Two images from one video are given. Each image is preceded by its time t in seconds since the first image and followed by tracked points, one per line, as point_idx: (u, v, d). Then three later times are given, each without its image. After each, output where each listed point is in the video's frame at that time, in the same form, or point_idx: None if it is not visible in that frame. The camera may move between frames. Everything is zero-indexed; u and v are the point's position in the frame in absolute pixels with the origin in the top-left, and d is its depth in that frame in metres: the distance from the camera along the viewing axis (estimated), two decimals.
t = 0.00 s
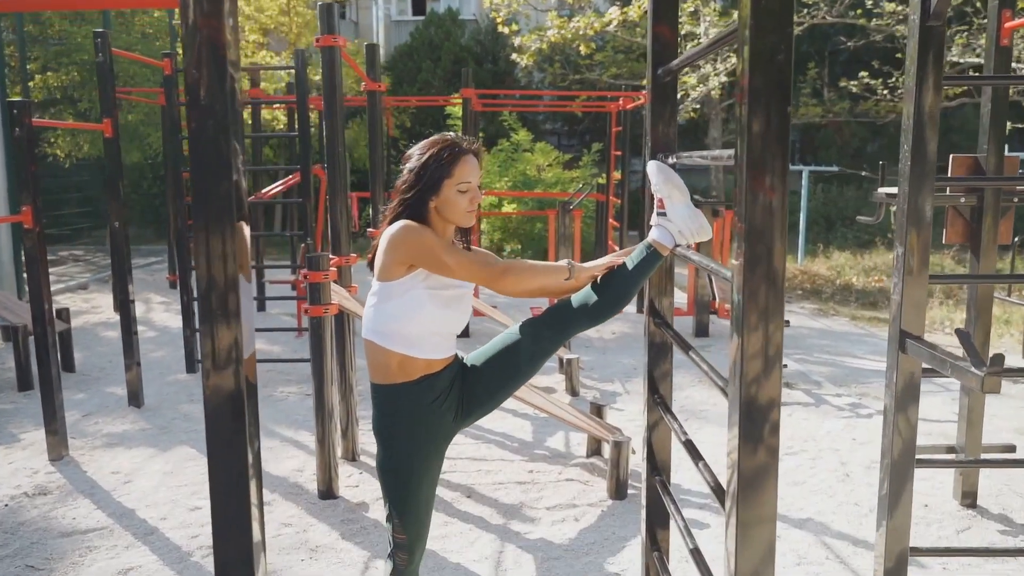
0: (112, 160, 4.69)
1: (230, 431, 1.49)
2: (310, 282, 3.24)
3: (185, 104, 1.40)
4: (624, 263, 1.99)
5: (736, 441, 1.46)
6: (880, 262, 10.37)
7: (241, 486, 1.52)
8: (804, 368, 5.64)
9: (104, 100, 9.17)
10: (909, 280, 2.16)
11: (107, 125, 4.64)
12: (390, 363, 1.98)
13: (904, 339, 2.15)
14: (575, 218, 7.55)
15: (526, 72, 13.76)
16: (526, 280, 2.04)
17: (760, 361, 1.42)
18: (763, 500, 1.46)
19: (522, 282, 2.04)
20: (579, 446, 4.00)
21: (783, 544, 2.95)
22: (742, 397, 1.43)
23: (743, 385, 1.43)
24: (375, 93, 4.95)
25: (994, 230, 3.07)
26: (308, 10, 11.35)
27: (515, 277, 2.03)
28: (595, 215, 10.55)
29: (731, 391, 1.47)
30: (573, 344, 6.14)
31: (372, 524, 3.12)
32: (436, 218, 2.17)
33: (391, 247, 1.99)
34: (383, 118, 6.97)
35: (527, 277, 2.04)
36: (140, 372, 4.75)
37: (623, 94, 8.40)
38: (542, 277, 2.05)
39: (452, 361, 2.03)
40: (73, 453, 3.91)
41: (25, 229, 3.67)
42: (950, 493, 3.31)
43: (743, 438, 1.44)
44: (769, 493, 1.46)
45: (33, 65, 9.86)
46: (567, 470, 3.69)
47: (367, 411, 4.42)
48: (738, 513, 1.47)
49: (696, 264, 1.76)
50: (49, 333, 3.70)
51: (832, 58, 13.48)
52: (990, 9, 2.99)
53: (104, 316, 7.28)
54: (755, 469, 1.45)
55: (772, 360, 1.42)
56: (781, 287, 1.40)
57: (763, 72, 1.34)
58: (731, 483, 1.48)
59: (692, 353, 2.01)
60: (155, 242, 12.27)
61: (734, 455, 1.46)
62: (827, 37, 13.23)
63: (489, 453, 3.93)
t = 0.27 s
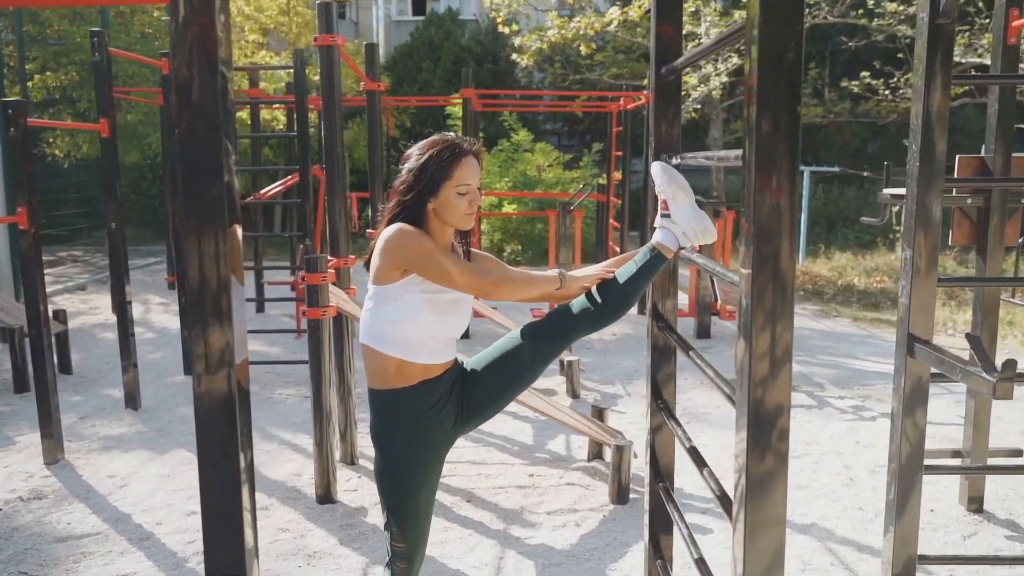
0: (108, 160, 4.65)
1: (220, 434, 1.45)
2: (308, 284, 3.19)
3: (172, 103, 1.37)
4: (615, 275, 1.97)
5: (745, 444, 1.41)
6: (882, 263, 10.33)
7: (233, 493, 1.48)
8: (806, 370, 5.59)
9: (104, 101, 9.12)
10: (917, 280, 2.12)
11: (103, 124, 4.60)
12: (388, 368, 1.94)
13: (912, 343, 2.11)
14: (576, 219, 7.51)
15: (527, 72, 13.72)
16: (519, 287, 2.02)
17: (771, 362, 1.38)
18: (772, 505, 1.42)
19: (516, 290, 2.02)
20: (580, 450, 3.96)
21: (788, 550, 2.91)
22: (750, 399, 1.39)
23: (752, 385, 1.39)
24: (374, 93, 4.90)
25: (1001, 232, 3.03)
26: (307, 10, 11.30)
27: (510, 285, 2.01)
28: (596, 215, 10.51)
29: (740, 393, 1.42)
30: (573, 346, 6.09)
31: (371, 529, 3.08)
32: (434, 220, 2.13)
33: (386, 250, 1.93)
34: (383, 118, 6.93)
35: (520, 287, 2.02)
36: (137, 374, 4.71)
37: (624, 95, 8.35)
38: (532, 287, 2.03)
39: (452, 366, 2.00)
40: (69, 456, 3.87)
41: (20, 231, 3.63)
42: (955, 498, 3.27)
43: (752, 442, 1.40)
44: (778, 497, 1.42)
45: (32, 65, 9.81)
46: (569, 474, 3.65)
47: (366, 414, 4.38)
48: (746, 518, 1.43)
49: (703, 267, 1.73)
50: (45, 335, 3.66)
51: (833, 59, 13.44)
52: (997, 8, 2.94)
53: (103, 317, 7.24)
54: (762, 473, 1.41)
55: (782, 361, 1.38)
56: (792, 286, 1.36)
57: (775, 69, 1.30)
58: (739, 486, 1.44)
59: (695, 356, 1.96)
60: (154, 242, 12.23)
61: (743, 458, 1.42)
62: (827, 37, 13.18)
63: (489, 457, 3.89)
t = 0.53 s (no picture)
0: (105, 160, 4.61)
1: (212, 440, 1.41)
2: (306, 286, 3.14)
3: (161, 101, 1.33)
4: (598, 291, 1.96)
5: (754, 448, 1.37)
6: (884, 263, 10.28)
7: (225, 502, 1.44)
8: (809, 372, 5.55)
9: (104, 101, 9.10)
10: (927, 281, 2.08)
11: (100, 124, 4.55)
12: (386, 372, 1.90)
13: (921, 347, 2.07)
14: (577, 219, 7.47)
15: (527, 72, 13.69)
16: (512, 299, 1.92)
17: (780, 364, 1.33)
18: (782, 510, 1.37)
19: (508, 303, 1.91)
20: (581, 453, 3.91)
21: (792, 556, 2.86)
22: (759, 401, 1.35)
23: (761, 387, 1.34)
24: (373, 93, 4.86)
25: (1008, 233, 2.99)
26: (307, 10, 11.27)
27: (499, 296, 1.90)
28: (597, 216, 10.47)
29: (748, 396, 1.38)
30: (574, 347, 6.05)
31: (369, 534, 3.04)
32: (433, 221, 2.09)
33: (381, 254, 1.90)
34: (382, 118, 6.89)
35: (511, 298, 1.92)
36: (135, 376, 4.67)
37: (625, 94, 8.31)
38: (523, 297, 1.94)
39: (452, 371, 1.96)
40: (65, 459, 3.83)
41: (15, 231, 3.59)
42: (962, 502, 3.22)
43: (761, 445, 1.35)
44: (789, 502, 1.38)
45: (31, 65, 9.78)
46: (570, 478, 3.60)
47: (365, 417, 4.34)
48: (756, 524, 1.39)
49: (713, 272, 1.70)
50: (40, 337, 3.62)
51: (835, 58, 13.40)
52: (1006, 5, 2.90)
53: (101, 318, 7.21)
54: (771, 478, 1.36)
55: (791, 362, 1.34)
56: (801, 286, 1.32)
57: (785, 66, 1.25)
58: (747, 491, 1.40)
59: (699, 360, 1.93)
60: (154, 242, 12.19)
61: (751, 462, 1.38)
62: (829, 37, 13.14)
63: (490, 460, 3.85)
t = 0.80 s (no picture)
0: (102, 160, 4.57)
1: (202, 445, 1.37)
2: (304, 288, 3.10)
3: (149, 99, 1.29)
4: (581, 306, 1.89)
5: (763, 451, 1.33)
6: (886, 264, 10.22)
7: (217, 510, 1.40)
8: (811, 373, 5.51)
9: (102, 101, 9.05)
10: (936, 283, 2.03)
11: (97, 124, 4.51)
12: (384, 377, 1.86)
13: (932, 351, 2.03)
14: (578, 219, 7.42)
15: (528, 72, 13.65)
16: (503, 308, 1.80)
17: (791, 364, 1.29)
18: (793, 514, 1.33)
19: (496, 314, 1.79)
20: (582, 456, 3.87)
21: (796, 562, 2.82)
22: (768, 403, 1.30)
23: (770, 390, 1.30)
24: (373, 92, 4.81)
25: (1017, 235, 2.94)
26: (307, 10, 11.22)
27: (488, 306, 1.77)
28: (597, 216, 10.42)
29: (757, 399, 1.34)
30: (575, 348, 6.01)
31: (368, 539, 3.00)
32: (432, 223, 2.05)
33: (375, 258, 1.85)
34: (381, 117, 6.84)
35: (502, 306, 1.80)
36: (131, 378, 4.63)
37: (626, 93, 8.26)
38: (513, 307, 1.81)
39: (451, 376, 1.92)
40: (61, 462, 3.79)
41: (9, 232, 3.54)
42: (968, 508, 3.18)
43: (771, 449, 1.31)
44: (800, 507, 1.33)
45: (29, 65, 9.73)
46: (571, 482, 3.56)
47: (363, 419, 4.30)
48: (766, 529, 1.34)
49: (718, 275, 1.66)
50: (35, 339, 3.57)
51: (835, 58, 13.35)
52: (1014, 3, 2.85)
53: (99, 319, 7.16)
54: (781, 480, 1.32)
55: (802, 363, 1.29)
56: (812, 287, 1.27)
57: (796, 63, 1.22)
58: (757, 495, 1.35)
59: (705, 365, 1.89)
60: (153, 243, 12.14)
61: (761, 466, 1.33)
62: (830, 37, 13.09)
63: (490, 463, 3.81)
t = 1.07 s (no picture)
0: (99, 160, 4.53)
1: (193, 450, 1.33)
2: (302, 290, 3.06)
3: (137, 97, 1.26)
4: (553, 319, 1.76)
5: (775, 455, 1.28)
6: (887, 264, 10.17)
7: (209, 518, 1.36)
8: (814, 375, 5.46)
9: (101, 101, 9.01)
10: (946, 283, 2.00)
11: (94, 123, 4.47)
12: (382, 382, 1.82)
13: (941, 355, 1.97)
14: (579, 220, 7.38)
15: (528, 72, 13.62)
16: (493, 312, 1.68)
17: (802, 366, 1.25)
18: (804, 520, 1.29)
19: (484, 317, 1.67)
20: (584, 459, 3.83)
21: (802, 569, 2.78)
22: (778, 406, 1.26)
23: (780, 392, 1.26)
24: (372, 92, 4.77)
25: None
26: (307, 10, 11.19)
27: (475, 306, 1.65)
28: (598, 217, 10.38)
29: (767, 402, 1.29)
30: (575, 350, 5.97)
31: (366, 544, 2.96)
32: (432, 224, 2.01)
33: (370, 261, 1.80)
34: (381, 118, 6.81)
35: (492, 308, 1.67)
36: (128, 380, 4.59)
37: (627, 93, 8.22)
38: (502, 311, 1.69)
39: (451, 380, 1.88)
40: (57, 466, 3.75)
41: (4, 233, 3.50)
42: (974, 513, 3.14)
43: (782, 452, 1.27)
44: (812, 512, 1.29)
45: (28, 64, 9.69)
46: (572, 485, 3.52)
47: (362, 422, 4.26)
48: (776, 535, 1.30)
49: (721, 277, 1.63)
50: (30, 341, 3.53)
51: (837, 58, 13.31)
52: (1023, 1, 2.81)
53: (98, 320, 7.12)
54: (792, 486, 1.28)
55: (813, 365, 1.25)
56: (823, 288, 1.23)
57: (809, 58, 1.18)
58: (768, 500, 1.31)
59: (711, 371, 1.85)
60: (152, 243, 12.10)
61: (772, 469, 1.29)
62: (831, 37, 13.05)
63: (490, 466, 3.77)
